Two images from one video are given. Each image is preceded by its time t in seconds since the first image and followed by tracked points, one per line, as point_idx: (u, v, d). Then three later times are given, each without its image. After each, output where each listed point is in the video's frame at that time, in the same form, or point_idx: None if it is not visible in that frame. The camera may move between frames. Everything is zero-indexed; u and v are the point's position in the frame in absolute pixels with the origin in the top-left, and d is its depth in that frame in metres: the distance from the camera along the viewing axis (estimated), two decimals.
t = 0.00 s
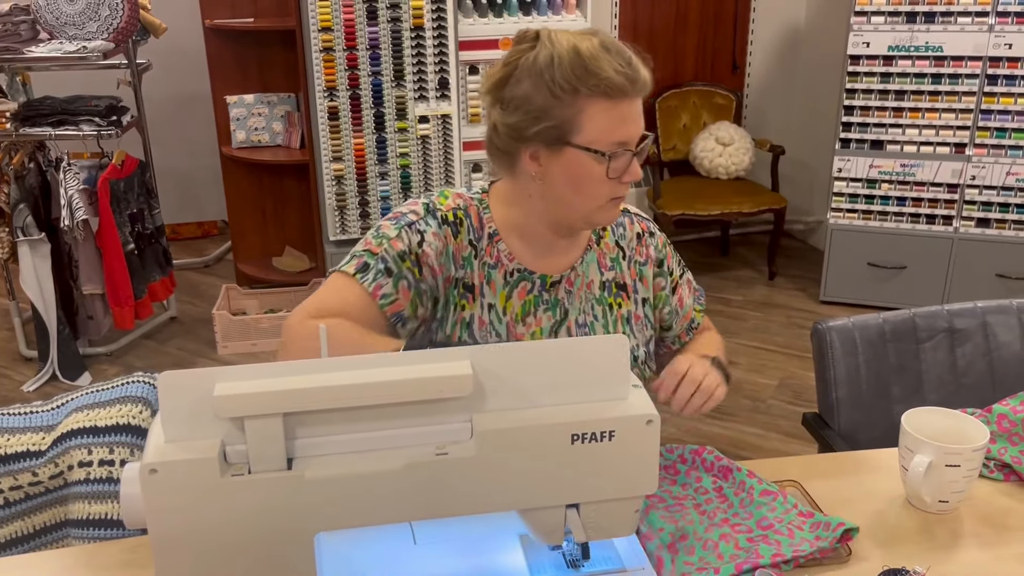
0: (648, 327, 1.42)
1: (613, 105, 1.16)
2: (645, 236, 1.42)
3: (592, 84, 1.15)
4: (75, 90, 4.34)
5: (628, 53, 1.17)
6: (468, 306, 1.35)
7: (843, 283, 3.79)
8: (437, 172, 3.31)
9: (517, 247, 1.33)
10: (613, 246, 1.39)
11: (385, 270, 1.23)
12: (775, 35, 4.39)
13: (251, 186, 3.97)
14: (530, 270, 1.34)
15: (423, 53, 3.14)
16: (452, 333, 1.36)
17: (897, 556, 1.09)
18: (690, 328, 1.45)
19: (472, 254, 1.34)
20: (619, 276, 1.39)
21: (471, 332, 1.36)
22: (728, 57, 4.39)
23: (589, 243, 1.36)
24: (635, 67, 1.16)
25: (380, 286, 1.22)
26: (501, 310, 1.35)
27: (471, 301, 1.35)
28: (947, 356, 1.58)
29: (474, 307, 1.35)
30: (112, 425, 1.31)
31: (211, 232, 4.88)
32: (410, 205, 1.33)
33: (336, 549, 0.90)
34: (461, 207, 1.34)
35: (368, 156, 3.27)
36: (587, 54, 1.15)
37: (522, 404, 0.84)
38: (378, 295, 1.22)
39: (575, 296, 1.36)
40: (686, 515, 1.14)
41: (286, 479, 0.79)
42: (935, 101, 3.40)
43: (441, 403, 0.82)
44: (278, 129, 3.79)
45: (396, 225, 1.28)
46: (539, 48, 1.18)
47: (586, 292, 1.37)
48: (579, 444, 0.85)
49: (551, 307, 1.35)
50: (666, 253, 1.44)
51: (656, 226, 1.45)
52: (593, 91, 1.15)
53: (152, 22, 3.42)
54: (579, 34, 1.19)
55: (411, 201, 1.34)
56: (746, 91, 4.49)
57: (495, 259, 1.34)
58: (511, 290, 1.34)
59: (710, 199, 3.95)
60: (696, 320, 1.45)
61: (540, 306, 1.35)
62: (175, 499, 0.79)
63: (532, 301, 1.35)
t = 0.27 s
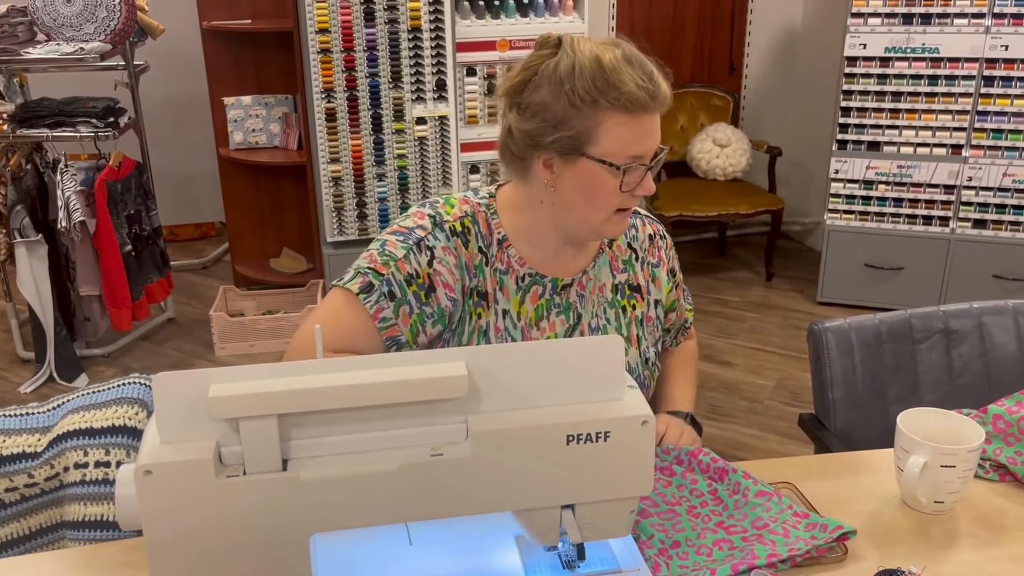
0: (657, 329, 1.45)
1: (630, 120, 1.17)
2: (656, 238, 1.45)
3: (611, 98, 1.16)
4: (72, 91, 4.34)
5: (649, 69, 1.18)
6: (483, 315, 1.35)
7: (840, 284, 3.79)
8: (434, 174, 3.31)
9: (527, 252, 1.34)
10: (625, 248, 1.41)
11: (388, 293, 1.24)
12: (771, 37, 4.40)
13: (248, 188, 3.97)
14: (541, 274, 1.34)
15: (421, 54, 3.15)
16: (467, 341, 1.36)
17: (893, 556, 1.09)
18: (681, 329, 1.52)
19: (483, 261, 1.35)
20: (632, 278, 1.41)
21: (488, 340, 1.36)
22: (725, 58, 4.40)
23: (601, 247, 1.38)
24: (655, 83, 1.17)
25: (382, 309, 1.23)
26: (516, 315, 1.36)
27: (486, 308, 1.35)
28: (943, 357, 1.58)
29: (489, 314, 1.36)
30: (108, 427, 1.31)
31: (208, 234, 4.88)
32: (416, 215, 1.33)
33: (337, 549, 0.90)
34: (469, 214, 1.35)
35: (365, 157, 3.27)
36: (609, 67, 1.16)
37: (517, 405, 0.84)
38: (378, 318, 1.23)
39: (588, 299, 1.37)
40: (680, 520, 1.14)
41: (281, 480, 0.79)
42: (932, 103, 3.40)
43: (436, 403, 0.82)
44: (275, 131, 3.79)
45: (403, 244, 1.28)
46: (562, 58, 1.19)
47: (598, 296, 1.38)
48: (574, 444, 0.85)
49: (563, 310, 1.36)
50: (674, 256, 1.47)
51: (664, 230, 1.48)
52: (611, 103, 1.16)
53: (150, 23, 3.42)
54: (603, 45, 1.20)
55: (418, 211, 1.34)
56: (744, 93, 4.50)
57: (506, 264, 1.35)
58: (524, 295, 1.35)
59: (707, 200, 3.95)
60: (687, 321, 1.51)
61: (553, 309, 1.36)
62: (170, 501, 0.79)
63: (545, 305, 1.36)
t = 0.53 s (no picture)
0: (636, 323, 1.45)
1: (595, 124, 1.16)
2: (634, 233, 1.44)
3: (576, 100, 1.15)
4: (66, 93, 4.33)
5: (621, 76, 1.17)
6: (464, 309, 1.35)
7: (835, 285, 3.80)
8: (429, 175, 3.31)
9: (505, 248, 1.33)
10: (602, 244, 1.40)
11: (377, 289, 1.24)
12: (766, 39, 4.42)
13: (243, 189, 3.97)
14: (519, 269, 1.33)
15: (416, 56, 3.15)
16: (450, 337, 1.35)
17: (884, 557, 1.10)
18: (662, 328, 1.51)
19: (463, 258, 1.34)
20: (610, 273, 1.40)
21: (469, 335, 1.34)
22: (719, 60, 4.40)
23: (580, 242, 1.37)
24: (622, 90, 1.16)
25: (372, 306, 1.23)
26: (497, 310, 1.35)
27: (467, 302, 1.34)
28: (935, 359, 1.59)
29: (471, 309, 1.34)
30: (100, 429, 1.31)
31: (203, 236, 4.87)
32: (397, 215, 1.33)
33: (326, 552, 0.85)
34: (448, 212, 1.34)
35: (360, 159, 3.27)
36: (578, 69, 1.15)
37: (508, 407, 0.84)
38: (371, 314, 1.23)
39: (567, 293, 1.36)
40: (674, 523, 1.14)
41: (272, 481, 0.79)
42: (926, 105, 3.42)
43: (428, 406, 0.82)
44: (270, 132, 3.79)
45: (387, 241, 1.28)
46: (537, 55, 1.19)
47: (578, 290, 1.37)
48: (565, 446, 0.85)
49: (542, 305, 1.35)
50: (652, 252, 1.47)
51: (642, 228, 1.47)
52: (576, 106, 1.15)
53: (144, 25, 3.42)
54: (579, 48, 1.19)
55: (398, 211, 1.34)
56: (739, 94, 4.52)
57: (485, 260, 1.33)
58: (505, 290, 1.34)
59: (702, 202, 3.96)
60: (669, 322, 1.50)
61: (534, 304, 1.34)
62: (161, 503, 0.79)
63: (525, 300, 1.34)
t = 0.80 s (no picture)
0: (604, 313, 1.44)
1: (518, 136, 1.14)
2: (598, 227, 1.45)
3: (500, 111, 1.13)
4: (58, 94, 4.32)
5: (552, 92, 1.12)
6: (430, 302, 1.34)
7: (827, 287, 3.81)
8: (422, 177, 3.31)
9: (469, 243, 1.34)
10: (567, 238, 1.41)
11: (353, 286, 1.21)
12: (758, 41, 4.44)
13: (235, 191, 3.96)
14: (483, 262, 1.34)
15: (409, 58, 3.15)
16: (415, 329, 1.34)
17: (872, 560, 1.10)
18: (633, 323, 1.47)
19: (428, 253, 1.33)
20: (575, 265, 1.41)
21: (434, 326, 1.34)
22: (713, 62, 4.41)
23: (542, 237, 1.39)
24: (549, 108, 1.12)
25: (352, 303, 1.19)
26: (461, 303, 1.35)
27: (432, 295, 1.34)
28: (925, 361, 1.59)
29: (435, 301, 1.34)
30: (90, 433, 1.30)
31: (196, 237, 4.86)
32: (362, 219, 1.32)
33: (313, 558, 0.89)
34: (413, 211, 1.34)
35: (353, 160, 3.27)
36: (506, 81, 1.13)
37: (495, 411, 0.85)
38: (351, 310, 1.19)
39: (531, 285, 1.37)
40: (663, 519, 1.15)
41: (259, 486, 0.80)
42: (917, 108, 3.43)
43: (416, 410, 0.82)
44: (263, 134, 3.78)
45: (355, 242, 1.26)
46: (481, 57, 1.17)
47: (542, 283, 1.38)
48: (553, 451, 0.85)
49: (507, 298, 1.36)
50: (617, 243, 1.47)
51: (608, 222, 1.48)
52: (502, 115, 1.13)
53: (136, 26, 3.41)
54: (521, 57, 1.15)
55: (364, 215, 1.33)
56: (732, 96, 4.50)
57: (450, 255, 1.34)
58: (469, 284, 1.35)
59: (694, 204, 3.96)
60: (641, 318, 1.46)
61: (498, 297, 1.36)
62: (147, 509, 0.79)
63: (490, 293, 1.36)
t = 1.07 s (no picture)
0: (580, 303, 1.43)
1: (470, 123, 1.16)
2: (568, 220, 1.46)
3: (450, 100, 1.16)
4: (49, 96, 4.31)
5: (498, 77, 1.15)
6: (404, 299, 1.34)
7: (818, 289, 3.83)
8: (414, 179, 3.31)
9: (442, 242, 1.34)
10: (538, 232, 1.41)
11: (343, 296, 1.19)
12: (748, 44, 4.46)
13: (227, 193, 3.95)
14: (456, 259, 1.35)
15: (400, 61, 3.16)
16: (389, 325, 1.32)
17: (858, 559, 1.11)
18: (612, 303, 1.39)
19: (401, 251, 1.33)
20: (547, 258, 1.42)
21: (408, 322, 1.34)
22: (704, 64, 4.42)
23: (511, 231, 1.39)
24: (497, 91, 1.14)
25: (346, 312, 1.17)
26: (433, 300, 1.36)
27: (405, 292, 1.34)
28: (912, 363, 1.60)
29: (407, 297, 1.34)
30: (77, 434, 1.30)
31: (188, 240, 4.85)
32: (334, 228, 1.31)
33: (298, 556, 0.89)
34: (385, 214, 1.34)
35: (345, 162, 3.27)
36: (453, 70, 1.16)
37: (480, 413, 0.85)
38: (345, 319, 1.17)
39: (503, 280, 1.38)
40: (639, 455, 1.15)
41: (245, 487, 0.80)
42: (907, 110, 3.45)
43: (402, 411, 0.82)
44: (255, 136, 3.77)
45: (333, 251, 1.25)
46: (431, 54, 1.20)
47: (514, 277, 1.39)
48: (539, 451, 0.86)
49: (480, 295, 1.37)
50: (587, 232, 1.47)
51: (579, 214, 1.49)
52: (453, 104, 1.16)
53: (127, 28, 3.41)
54: (469, 49, 1.18)
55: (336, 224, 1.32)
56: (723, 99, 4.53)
57: (423, 253, 1.34)
58: (442, 281, 1.35)
59: (685, 206, 3.97)
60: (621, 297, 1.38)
61: (471, 293, 1.37)
62: (133, 510, 0.79)
63: (463, 290, 1.36)
